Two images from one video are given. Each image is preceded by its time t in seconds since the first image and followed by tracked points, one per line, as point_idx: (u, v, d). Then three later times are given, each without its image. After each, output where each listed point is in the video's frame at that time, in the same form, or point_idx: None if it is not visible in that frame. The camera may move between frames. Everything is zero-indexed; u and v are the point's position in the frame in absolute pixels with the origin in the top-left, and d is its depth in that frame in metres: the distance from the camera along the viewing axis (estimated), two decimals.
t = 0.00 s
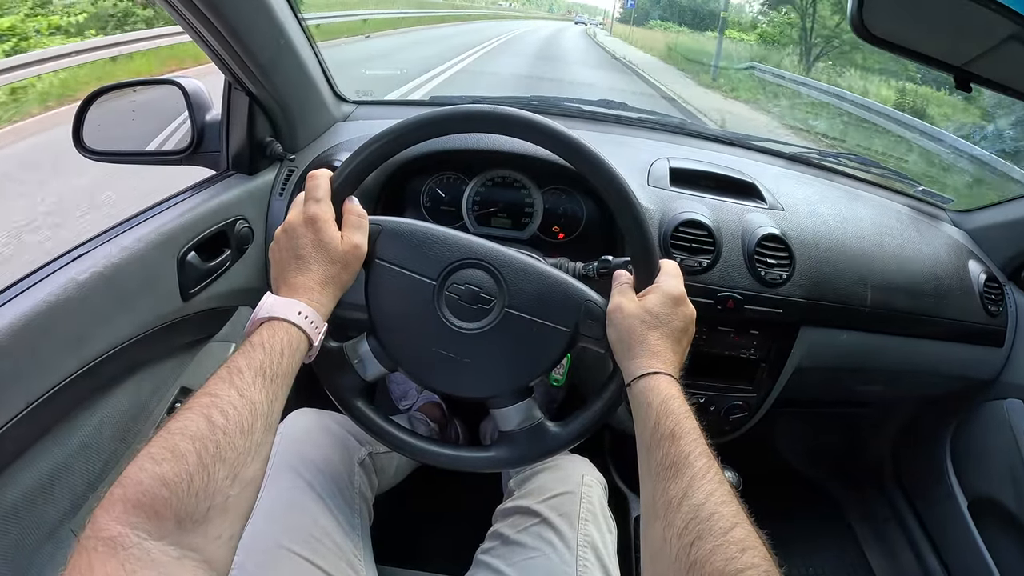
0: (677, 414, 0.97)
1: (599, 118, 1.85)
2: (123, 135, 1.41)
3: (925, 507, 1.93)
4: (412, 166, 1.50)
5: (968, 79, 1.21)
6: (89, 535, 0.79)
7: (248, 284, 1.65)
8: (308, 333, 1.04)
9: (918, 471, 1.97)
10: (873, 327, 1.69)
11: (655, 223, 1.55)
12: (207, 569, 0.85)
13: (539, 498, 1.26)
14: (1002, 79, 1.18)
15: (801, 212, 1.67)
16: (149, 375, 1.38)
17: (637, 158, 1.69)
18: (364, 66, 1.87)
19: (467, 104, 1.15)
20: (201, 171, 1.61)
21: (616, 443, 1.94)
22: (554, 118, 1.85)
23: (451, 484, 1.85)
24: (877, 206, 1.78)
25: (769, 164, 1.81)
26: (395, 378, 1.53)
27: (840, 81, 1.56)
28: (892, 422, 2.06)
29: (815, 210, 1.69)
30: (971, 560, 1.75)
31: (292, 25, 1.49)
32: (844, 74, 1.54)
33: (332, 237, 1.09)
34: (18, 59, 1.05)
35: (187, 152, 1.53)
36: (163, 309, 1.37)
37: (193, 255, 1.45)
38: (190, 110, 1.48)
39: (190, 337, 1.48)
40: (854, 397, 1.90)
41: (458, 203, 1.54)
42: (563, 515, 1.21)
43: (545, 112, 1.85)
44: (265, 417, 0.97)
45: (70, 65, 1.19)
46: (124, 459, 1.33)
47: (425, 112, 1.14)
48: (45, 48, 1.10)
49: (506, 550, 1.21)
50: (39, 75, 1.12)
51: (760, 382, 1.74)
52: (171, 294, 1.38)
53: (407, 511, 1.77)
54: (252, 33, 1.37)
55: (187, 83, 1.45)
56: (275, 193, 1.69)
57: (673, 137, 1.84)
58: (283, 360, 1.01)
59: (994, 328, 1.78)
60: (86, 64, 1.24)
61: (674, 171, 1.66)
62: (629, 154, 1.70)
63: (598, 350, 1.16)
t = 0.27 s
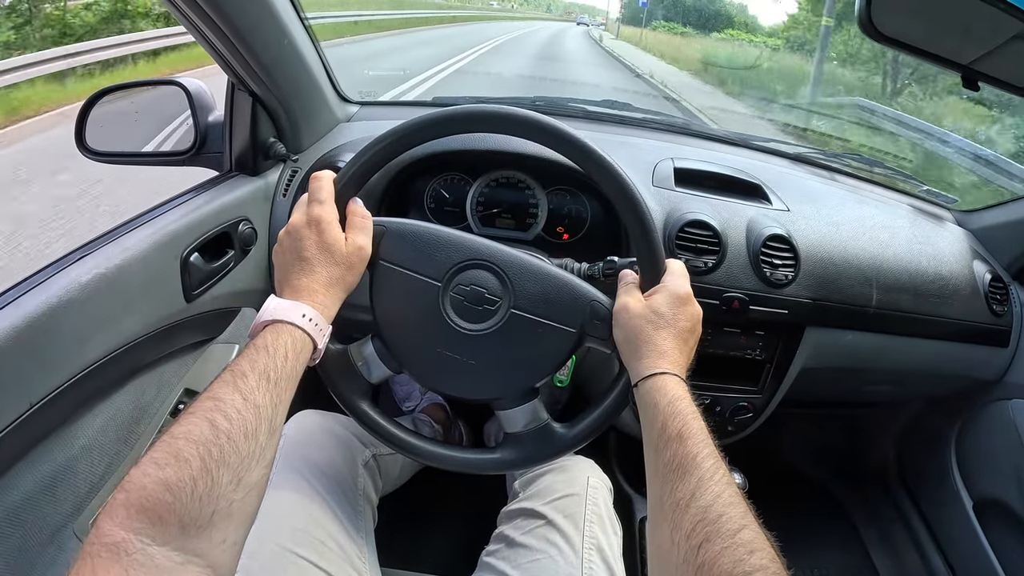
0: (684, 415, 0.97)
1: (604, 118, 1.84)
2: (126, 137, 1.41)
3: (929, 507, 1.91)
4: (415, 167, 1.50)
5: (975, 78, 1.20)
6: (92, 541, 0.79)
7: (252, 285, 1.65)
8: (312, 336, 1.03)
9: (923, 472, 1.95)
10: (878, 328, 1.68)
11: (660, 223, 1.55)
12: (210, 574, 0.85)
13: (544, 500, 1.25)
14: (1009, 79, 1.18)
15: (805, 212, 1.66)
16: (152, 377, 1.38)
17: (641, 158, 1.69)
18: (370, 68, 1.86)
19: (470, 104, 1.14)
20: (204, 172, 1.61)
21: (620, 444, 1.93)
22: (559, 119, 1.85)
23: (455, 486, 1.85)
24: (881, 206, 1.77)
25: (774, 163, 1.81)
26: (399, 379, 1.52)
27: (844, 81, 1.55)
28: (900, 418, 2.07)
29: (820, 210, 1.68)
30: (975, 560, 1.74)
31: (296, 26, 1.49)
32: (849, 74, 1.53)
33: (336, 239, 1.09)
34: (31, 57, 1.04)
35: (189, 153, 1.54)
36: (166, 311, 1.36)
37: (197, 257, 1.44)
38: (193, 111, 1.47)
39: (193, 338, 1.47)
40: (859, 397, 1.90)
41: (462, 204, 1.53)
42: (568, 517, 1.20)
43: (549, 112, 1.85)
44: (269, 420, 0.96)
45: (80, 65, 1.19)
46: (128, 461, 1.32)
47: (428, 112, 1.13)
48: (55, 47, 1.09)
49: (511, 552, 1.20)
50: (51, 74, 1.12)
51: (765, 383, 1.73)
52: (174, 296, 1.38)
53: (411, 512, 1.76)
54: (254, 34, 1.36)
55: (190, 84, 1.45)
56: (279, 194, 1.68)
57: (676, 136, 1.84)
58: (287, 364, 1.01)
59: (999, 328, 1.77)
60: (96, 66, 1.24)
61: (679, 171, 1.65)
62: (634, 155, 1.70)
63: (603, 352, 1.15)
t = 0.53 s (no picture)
0: (689, 415, 0.96)
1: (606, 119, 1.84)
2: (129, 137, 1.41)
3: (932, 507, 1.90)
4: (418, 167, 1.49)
5: (980, 76, 1.20)
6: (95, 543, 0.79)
7: (255, 286, 1.65)
8: (315, 337, 1.03)
9: (925, 471, 1.95)
10: (882, 328, 1.68)
11: (663, 223, 1.55)
12: None
13: (548, 500, 1.25)
14: (1014, 77, 1.18)
15: (808, 212, 1.66)
16: (154, 378, 1.37)
17: (644, 158, 1.68)
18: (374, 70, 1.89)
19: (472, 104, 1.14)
20: (206, 173, 1.60)
21: (623, 444, 1.93)
22: (561, 118, 1.84)
23: (457, 486, 1.84)
24: (884, 206, 1.77)
25: (776, 163, 1.81)
26: (401, 380, 1.51)
27: (847, 80, 1.55)
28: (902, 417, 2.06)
29: (823, 210, 1.68)
30: (978, 561, 1.73)
31: (299, 25, 1.49)
32: (851, 73, 1.53)
33: (339, 239, 1.08)
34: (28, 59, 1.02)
35: (192, 153, 1.54)
36: (168, 311, 1.36)
37: (199, 257, 1.44)
38: (195, 112, 1.47)
39: (195, 339, 1.47)
40: (862, 397, 1.89)
41: (465, 204, 1.53)
42: (572, 517, 1.20)
43: (552, 112, 1.85)
44: (272, 421, 0.96)
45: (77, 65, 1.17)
46: (131, 462, 1.32)
47: (430, 113, 1.13)
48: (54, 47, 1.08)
49: (514, 553, 1.20)
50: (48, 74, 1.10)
51: (768, 383, 1.72)
52: (176, 297, 1.38)
53: (413, 513, 1.76)
54: (257, 34, 1.36)
55: (193, 85, 1.44)
56: (282, 194, 1.68)
57: (678, 135, 1.84)
58: (291, 364, 1.00)
59: (1002, 327, 1.76)
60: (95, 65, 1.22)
61: (682, 171, 1.65)
62: (636, 155, 1.70)
63: (607, 352, 1.14)
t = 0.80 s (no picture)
0: (691, 415, 0.96)
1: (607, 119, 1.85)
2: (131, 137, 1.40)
3: (934, 508, 1.90)
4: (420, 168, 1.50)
5: (981, 76, 1.21)
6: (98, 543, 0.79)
7: (257, 286, 1.65)
8: (317, 337, 1.03)
9: (928, 472, 1.94)
10: (885, 328, 1.68)
11: (665, 224, 1.55)
12: None
13: (550, 501, 1.24)
14: (1017, 76, 1.17)
15: (810, 212, 1.65)
16: (156, 379, 1.37)
17: (646, 159, 1.68)
18: (377, 70, 1.90)
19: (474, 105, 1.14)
20: (208, 173, 1.61)
21: (625, 445, 1.93)
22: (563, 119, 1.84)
23: (459, 487, 1.84)
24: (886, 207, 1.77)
25: (776, 163, 1.82)
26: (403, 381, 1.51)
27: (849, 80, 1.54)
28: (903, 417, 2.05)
29: (825, 210, 1.68)
30: (981, 562, 1.73)
31: (300, 25, 1.49)
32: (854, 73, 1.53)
33: (341, 239, 1.08)
34: (33, 58, 1.01)
35: (194, 154, 1.53)
36: (170, 312, 1.36)
37: (201, 258, 1.44)
38: (197, 112, 1.46)
39: (197, 339, 1.47)
40: (864, 398, 1.89)
41: (467, 205, 1.53)
42: (574, 518, 1.19)
43: (554, 112, 1.85)
44: (275, 421, 0.96)
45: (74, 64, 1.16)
46: (133, 462, 1.32)
47: (431, 113, 1.13)
48: (57, 46, 1.06)
49: (516, 554, 1.19)
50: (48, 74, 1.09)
51: (770, 384, 1.72)
52: (178, 297, 1.38)
53: (415, 513, 1.76)
54: (258, 34, 1.36)
55: (195, 86, 1.44)
56: (284, 195, 1.68)
57: (679, 136, 1.85)
58: (293, 365, 1.00)
59: (1005, 328, 1.76)
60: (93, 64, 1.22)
61: (684, 171, 1.65)
62: (638, 155, 1.69)
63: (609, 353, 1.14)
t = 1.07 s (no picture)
0: (693, 418, 0.97)
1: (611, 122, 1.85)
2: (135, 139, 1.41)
3: (936, 510, 1.90)
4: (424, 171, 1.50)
5: (982, 81, 1.21)
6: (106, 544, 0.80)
7: (261, 289, 1.66)
8: (322, 339, 1.04)
9: (929, 474, 1.95)
10: (886, 330, 1.68)
11: (668, 226, 1.55)
12: None
13: (553, 502, 1.25)
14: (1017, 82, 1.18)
15: (812, 215, 1.66)
16: (161, 381, 1.38)
17: (648, 161, 1.69)
18: (378, 73, 1.91)
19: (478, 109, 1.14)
20: (213, 176, 1.61)
21: (627, 445, 1.94)
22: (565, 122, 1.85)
23: (461, 488, 1.85)
24: (888, 209, 1.77)
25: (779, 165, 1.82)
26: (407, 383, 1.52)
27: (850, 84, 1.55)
28: (905, 419, 2.07)
29: (827, 212, 1.69)
30: (981, 564, 1.73)
31: (305, 29, 1.50)
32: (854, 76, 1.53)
33: (346, 242, 1.09)
34: (31, 60, 1.02)
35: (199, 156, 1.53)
36: (175, 313, 1.37)
37: (207, 260, 1.45)
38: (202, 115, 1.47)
39: (202, 341, 1.48)
40: (865, 400, 1.90)
41: (470, 208, 1.54)
42: (577, 519, 1.20)
43: (556, 115, 1.86)
44: (281, 423, 0.97)
45: (80, 66, 1.16)
46: (138, 463, 1.33)
47: (435, 118, 1.14)
48: (54, 49, 1.07)
49: (519, 554, 1.20)
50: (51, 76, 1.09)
51: (772, 386, 1.72)
52: (184, 300, 1.39)
53: (418, 514, 1.77)
54: (263, 37, 1.37)
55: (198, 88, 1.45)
56: (288, 198, 1.69)
57: (681, 139, 1.85)
58: (299, 367, 1.01)
59: (1007, 330, 1.76)
60: (100, 67, 1.22)
61: (686, 174, 1.65)
62: (641, 158, 1.70)
63: (612, 356, 1.15)
